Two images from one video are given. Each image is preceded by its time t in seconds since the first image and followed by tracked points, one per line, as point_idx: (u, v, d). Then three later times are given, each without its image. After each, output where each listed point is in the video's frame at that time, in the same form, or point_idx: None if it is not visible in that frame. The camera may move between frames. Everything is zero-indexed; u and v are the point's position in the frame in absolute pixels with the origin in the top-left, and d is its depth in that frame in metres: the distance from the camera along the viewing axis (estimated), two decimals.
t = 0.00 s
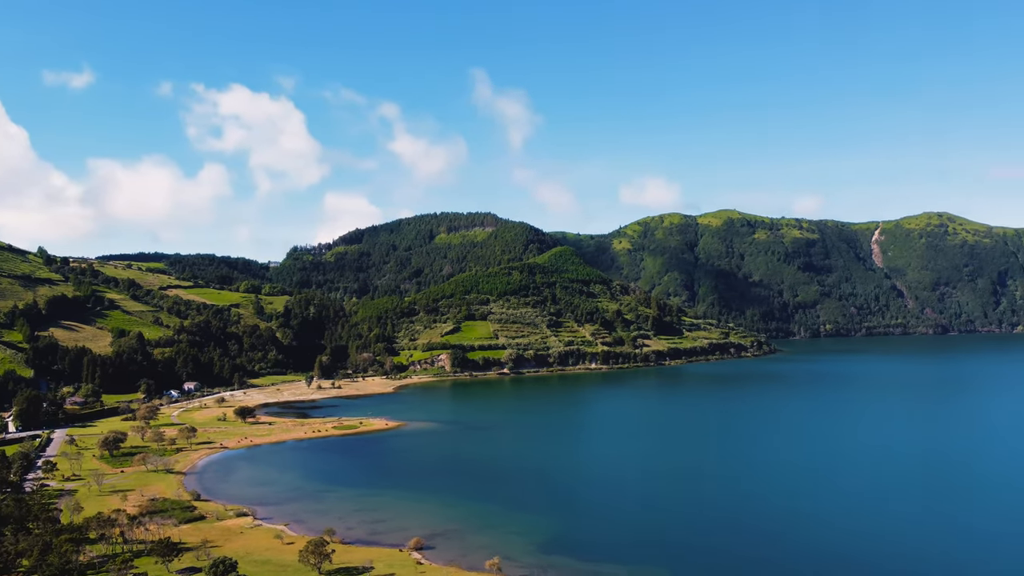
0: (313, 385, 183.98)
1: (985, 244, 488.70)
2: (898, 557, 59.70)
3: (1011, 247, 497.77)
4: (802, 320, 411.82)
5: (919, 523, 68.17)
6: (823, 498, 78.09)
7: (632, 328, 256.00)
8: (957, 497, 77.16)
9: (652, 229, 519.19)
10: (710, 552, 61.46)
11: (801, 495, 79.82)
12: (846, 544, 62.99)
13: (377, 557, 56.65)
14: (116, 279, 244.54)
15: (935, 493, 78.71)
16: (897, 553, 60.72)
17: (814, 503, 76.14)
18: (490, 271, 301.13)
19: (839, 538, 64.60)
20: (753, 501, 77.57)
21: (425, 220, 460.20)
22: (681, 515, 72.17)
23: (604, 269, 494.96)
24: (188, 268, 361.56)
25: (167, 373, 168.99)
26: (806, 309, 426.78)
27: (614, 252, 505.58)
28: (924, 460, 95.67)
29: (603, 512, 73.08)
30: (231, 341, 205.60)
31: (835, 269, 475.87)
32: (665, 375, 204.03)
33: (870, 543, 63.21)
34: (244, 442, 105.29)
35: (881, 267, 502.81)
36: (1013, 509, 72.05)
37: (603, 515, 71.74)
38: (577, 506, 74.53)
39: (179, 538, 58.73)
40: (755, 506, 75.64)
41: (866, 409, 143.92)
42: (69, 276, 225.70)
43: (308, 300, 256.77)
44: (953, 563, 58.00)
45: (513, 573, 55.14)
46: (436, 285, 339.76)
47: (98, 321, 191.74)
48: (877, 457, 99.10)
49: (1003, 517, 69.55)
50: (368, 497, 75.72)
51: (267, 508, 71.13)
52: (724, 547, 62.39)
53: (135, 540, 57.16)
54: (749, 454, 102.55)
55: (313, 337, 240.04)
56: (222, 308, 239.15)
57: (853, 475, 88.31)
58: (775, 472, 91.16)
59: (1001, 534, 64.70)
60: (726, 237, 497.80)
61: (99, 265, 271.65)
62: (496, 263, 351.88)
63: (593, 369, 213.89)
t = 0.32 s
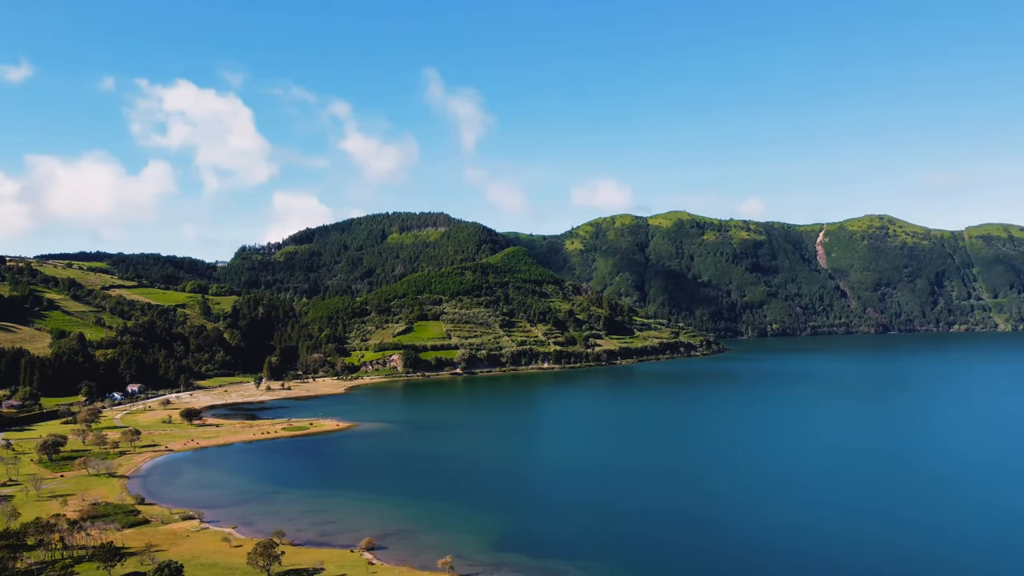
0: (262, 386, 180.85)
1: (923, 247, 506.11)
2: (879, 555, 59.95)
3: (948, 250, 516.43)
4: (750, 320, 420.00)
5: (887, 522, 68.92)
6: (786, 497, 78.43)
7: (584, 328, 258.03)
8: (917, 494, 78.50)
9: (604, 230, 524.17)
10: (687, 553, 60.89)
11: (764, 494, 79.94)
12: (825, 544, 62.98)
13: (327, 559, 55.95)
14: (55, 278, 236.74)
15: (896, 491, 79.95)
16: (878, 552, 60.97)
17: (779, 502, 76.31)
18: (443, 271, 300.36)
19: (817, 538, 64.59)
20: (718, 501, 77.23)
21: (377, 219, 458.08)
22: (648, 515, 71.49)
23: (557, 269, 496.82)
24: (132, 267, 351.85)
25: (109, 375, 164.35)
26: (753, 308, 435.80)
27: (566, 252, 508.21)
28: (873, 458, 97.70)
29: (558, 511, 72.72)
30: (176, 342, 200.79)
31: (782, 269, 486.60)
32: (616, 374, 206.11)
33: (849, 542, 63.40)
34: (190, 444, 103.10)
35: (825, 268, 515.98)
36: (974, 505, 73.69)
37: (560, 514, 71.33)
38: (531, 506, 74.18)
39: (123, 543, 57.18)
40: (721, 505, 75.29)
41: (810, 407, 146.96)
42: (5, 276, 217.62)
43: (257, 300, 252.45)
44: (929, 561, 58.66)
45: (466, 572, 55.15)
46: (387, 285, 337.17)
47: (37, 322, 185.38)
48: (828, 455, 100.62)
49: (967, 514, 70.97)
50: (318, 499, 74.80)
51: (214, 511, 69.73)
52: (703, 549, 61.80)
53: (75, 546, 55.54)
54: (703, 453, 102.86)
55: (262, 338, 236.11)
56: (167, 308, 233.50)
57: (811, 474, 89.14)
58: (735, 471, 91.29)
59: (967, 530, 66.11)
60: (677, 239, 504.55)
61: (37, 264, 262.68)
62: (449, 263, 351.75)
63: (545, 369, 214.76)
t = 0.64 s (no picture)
0: (209, 388, 177.24)
1: (865, 248, 521.27)
2: (848, 554, 59.97)
3: (888, 251, 532.65)
4: (699, 320, 426.90)
5: (843, 519, 69.48)
6: (743, 497, 78.56)
7: (537, 328, 259.38)
8: (871, 492, 79.40)
9: (556, 230, 527.35)
10: (655, 556, 59.99)
11: (722, 494, 79.86)
12: (792, 544, 62.71)
13: (276, 560, 55.16)
14: None
15: (850, 488, 80.85)
16: (838, 550, 61.11)
17: (739, 502, 76.16)
18: (395, 271, 298.64)
19: (776, 537, 64.58)
20: (677, 501, 76.76)
21: (328, 219, 453.34)
22: (609, 518, 70.42)
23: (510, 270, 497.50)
24: (72, 267, 340.95)
25: (49, 377, 159.18)
26: (703, 309, 443.24)
27: (519, 253, 509.05)
28: (820, 456, 99.25)
29: (508, 512, 71.69)
30: (120, 343, 195.51)
31: (730, 270, 495.60)
32: (568, 374, 207.69)
33: (816, 542, 63.27)
34: (134, 447, 100.59)
35: (772, 269, 527.06)
36: (928, 501, 74.86)
37: (513, 516, 70.31)
38: (482, 507, 73.26)
39: (63, 548, 55.49)
40: (680, 507, 74.81)
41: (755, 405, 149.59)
42: None
43: (204, 300, 247.27)
44: (893, 558, 58.91)
45: (418, 570, 54.93)
46: (338, 285, 333.44)
47: None
48: (776, 453, 101.83)
49: (923, 509, 72.00)
50: (267, 500, 73.70)
51: (158, 514, 68.11)
52: (663, 550, 61.21)
53: (12, 553, 53.62)
54: (654, 453, 102.91)
55: (209, 339, 231.38)
56: (110, 309, 227.06)
57: (761, 473, 89.70)
58: (686, 471, 91.25)
59: (925, 525, 67.01)
60: (628, 239, 509.65)
61: None
62: (401, 263, 350.17)
63: (498, 369, 215.31)
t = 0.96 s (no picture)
0: (154, 390, 172.79)
1: (810, 250, 534.26)
2: (810, 554, 60.15)
3: (832, 253, 546.85)
4: (650, 320, 432.72)
5: (800, 517, 70.33)
6: (698, 496, 78.55)
7: (489, 328, 259.55)
8: (824, 489, 80.36)
9: (509, 231, 528.23)
10: (618, 557, 59.39)
11: (679, 493, 79.71)
12: (757, 544, 62.63)
13: (223, 563, 54.11)
14: None
15: (803, 487, 81.58)
16: (800, 548, 61.58)
17: (697, 502, 76.06)
18: (346, 271, 295.51)
19: (739, 536, 64.74)
20: (633, 501, 76.35)
21: (277, 218, 446.49)
22: (566, 518, 69.77)
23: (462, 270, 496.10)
24: (7, 266, 328.63)
25: None
26: (653, 309, 449.20)
27: (472, 253, 507.99)
28: (768, 453, 100.62)
29: (462, 513, 71.12)
30: (60, 344, 189.40)
31: (680, 270, 502.78)
32: (521, 373, 208.47)
33: (779, 541, 63.37)
34: (74, 450, 97.66)
35: (720, 270, 536.31)
36: (880, 499, 76.05)
37: (467, 517, 69.58)
38: (434, 507, 72.72)
39: None
40: (638, 507, 74.36)
41: (703, 403, 151.76)
42: None
43: (148, 300, 241.21)
44: (855, 557, 59.38)
45: (369, 571, 54.52)
46: (288, 285, 328.42)
47: None
48: (726, 451, 102.76)
49: (876, 507, 73.03)
50: (214, 503, 72.19)
51: (100, 519, 66.15)
52: (628, 551, 60.83)
53: None
54: (607, 452, 102.68)
55: (154, 339, 225.72)
56: (49, 309, 219.72)
57: (712, 470, 90.33)
58: (636, 470, 91.37)
59: (881, 523, 67.89)
60: (580, 240, 513.17)
61: None
62: (352, 263, 347.09)
63: (451, 369, 214.96)
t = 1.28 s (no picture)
0: (95, 392, 168.00)
1: (758, 251, 544.99)
2: (762, 553, 60.60)
3: (778, 254, 558.91)
4: (601, 320, 436.95)
5: (753, 516, 70.80)
6: (651, 495, 78.69)
7: (442, 328, 259.11)
8: (775, 488, 81.24)
9: (461, 231, 527.41)
10: (574, 558, 59.03)
11: (631, 493, 79.81)
12: (711, 544, 62.77)
13: (169, 566, 52.93)
14: None
15: (753, 486, 82.51)
16: (752, 548, 61.91)
17: (649, 501, 76.28)
18: (296, 270, 291.56)
19: (693, 536, 64.88)
20: (586, 501, 76.33)
21: (225, 216, 438.30)
22: (519, 519, 69.36)
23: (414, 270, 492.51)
24: None
25: None
26: (605, 309, 453.43)
27: (424, 253, 504.95)
28: (719, 452, 101.61)
29: (414, 513, 70.65)
30: None
31: (632, 271, 508.50)
32: (473, 373, 208.46)
33: (733, 541, 63.62)
34: (12, 454, 94.37)
35: (671, 270, 543.18)
36: (828, 497, 77.42)
37: (420, 517, 69.08)
38: (386, 507, 72.43)
39: None
40: (592, 508, 74.12)
41: (655, 402, 153.43)
42: None
43: (90, 300, 234.13)
44: (808, 556, 59.91)
45: (319, 572, 53.93)
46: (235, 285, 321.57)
47: None
48: (678, 450, 103.41)
49: (827, 504, 74.20)
50: (160, 506, 70.55)
51: (39, 525, 64.07)
52: (583, 553, 60.47)
53: None
54: (561, 453, 102.57)
55: (96, 340, 219.36)
56: None
57: (665, 470, 90.71)
58: (590, 470, 91.22)
59: (832, 521, 69.08)
60: (533, 241, 514.38)
61: None
62: (302, 262, 343.13)
63: (403, 369, 214.00)
